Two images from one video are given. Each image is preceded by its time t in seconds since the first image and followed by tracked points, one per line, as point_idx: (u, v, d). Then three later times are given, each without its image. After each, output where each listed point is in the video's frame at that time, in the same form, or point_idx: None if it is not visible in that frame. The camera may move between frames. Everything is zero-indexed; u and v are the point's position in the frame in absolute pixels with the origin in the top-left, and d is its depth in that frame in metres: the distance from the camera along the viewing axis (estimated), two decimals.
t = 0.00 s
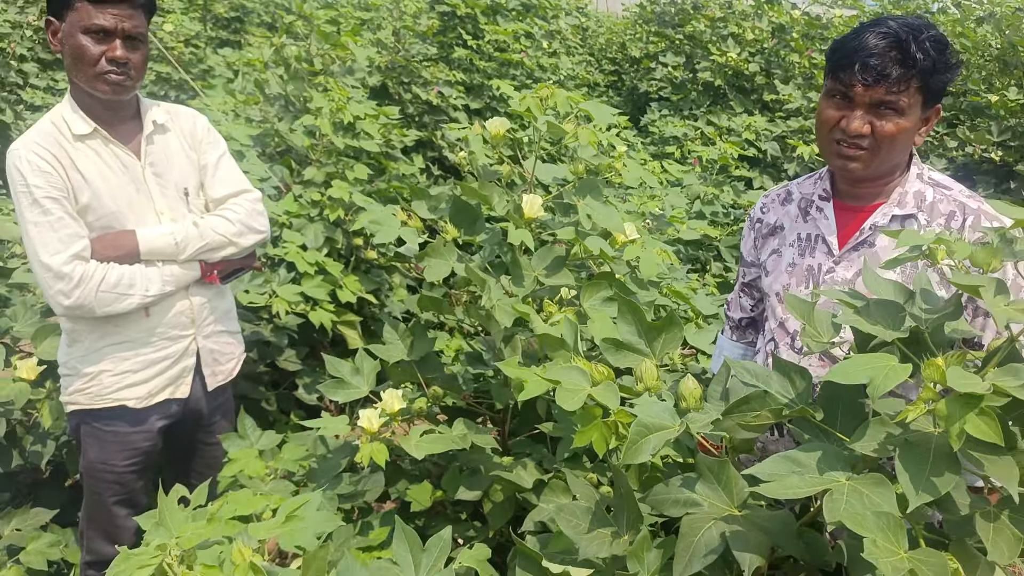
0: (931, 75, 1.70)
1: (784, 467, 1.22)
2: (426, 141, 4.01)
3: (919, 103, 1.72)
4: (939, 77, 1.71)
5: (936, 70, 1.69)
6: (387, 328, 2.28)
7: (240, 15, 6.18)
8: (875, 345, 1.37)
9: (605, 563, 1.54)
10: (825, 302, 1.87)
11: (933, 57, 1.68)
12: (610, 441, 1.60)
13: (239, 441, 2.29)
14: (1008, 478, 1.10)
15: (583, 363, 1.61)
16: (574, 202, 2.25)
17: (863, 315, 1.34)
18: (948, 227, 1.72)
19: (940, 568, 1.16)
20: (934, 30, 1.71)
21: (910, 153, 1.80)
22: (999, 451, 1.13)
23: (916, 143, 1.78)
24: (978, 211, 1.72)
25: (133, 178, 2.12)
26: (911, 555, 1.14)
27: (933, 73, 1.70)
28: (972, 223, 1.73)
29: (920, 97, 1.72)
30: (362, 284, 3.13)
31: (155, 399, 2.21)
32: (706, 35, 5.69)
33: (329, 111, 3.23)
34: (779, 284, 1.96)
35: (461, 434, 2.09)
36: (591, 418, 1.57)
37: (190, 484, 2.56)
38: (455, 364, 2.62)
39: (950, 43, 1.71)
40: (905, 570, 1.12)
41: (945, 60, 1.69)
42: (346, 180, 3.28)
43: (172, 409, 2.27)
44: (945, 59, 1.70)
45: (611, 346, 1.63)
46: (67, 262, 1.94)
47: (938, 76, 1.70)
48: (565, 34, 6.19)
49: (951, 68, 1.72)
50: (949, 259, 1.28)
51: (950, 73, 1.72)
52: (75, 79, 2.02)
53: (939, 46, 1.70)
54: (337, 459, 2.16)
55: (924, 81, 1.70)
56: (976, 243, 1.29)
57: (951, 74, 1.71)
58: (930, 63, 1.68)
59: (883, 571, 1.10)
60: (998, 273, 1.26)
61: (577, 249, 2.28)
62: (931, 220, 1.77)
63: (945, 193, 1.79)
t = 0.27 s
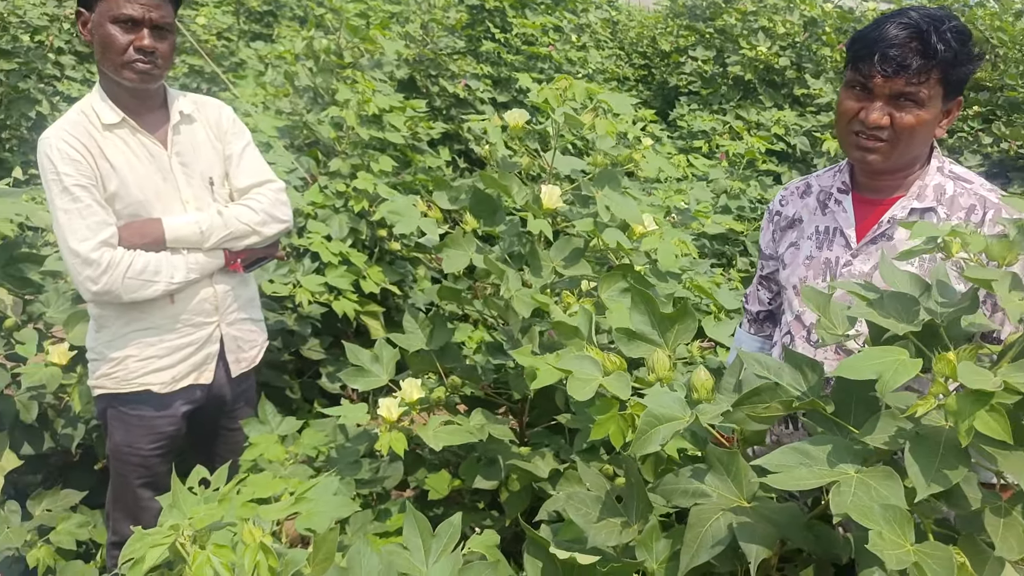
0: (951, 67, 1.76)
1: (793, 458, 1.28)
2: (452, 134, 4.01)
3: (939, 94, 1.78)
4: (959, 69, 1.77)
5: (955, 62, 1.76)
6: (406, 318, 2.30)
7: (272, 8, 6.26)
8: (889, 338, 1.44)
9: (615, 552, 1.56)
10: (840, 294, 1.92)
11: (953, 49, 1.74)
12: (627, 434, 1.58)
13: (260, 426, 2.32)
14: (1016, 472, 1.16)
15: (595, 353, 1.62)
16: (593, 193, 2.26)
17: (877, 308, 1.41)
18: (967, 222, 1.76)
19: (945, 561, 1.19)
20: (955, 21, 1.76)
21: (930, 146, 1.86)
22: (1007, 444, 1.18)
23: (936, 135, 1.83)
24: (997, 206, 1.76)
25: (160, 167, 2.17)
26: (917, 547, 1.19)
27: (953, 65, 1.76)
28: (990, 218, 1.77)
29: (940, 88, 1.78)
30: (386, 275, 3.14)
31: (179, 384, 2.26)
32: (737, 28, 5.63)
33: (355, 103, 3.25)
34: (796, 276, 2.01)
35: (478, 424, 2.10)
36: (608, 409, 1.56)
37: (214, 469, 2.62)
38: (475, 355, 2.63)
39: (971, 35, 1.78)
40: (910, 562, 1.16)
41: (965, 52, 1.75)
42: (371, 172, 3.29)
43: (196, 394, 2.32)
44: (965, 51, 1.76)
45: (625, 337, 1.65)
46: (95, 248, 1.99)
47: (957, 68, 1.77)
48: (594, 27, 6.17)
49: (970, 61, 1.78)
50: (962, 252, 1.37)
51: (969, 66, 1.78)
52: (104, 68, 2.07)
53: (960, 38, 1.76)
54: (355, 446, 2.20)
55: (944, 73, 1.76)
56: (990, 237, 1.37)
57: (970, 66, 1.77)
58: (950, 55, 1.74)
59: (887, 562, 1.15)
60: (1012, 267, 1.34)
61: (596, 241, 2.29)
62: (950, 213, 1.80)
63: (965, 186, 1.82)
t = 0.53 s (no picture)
0: (979, 60, 1.74)
1: (811, 455, 1.29)
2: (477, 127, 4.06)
3: (967, 88, 1.76)
4: (987, 62, 1.75)
5: (984, 55, 1.73)
6: (429, 311, 2.31)
7: (299, 2, 6.31)
8: (911, 335, 1.43)
9: (635, 546, 1.56)
10: (862, 290, 1.90)
11: (981, 41, 1.72)
12: (648, 428, 1.58)
13: (287, 417, 2.35)
14: None
15: (615, 348, 1.62)
16: (616, 186, 2.25)
17: (898, 305, 1.42)
18: (996, 219, 1.77)
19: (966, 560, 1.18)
20: (984, 12, 1.74)
21: (956, 140, 1.84)
22: None
23: (963, 129, 1.81)
24: None
25: (186, 162, 2.20)
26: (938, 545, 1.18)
27: (981, 58, 1.74)
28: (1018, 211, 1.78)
29: (967, 82, 1.76)
30: (410, 268, 3.14)
31: (205, 376, 2.30)
32: (765, 19, 5.57)
33: (379, 97, 3.26)
34: (818, 272, 1.99)
35: (500, 417, 2.09)
36: (628, 404, 1.56)
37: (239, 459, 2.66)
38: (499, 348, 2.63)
39: (1000, 27, 1.75)
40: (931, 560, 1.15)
41: (994, 44, 1.73)
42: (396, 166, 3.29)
43: (222, 386, 2.36)
44: (993, 44, 1.74)
45: (645, 333, 1.66)
46: (123, 242, 2.03)
47: (986, 60, 1.74)
48: (620, 20, 6.14)
49: (999, 54, 1.76)
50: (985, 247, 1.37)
51: (997, 59, 1.76)
52: (132, 63, 2.10)
53: (989, 30, 1.73)
54: (379, 438, 2.21)
55: (972, 66, 1.74)
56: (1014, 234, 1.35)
57: (999, 59, 1.75)
58: (978, 47, 1.72)
59: (908, 560, 1.14)
60: None
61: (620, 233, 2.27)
62: (977, 209, 1.80)
63: (992, 180, 1.82)
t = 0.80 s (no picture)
0: (984, 53, 1.73)
1: (816, 450, 1.29)
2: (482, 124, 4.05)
3: (972, 82, 1.75)
4: (993, 56, 1.74)
5: (990, 48, 1.73)
6: (434, 308, 2.31)
7: (303, 1, 6.32)
8: (917, 329, 1.43)
9: (639, 542, 1.56)
10: (868, 286, 1.89)
11: (987, 35, 1.71)
12: (653, 423, 1.57)
13: (293, 415, 2.36)
14: None
15: (620, 344, 1.62)
16: (621, 183, 2.25)
17: (903, 299, 1.42)
18: (1002, 212, 1.74)
19: (972, 555, 1.18)
20: (990, 6, 1.73)
21: (962, 135, 1.83)
22: None
23: (969, 123, 1.81)
24: None
25: (192, 161, 2.21)
26: (944, 540, 1.17)
27: (987, 52, 1.73)
28: None
29: (973, 76, 1.75)
30: (416, 265, 3.14)
31: (211, 374, 2.31)
32: (770, 15, 5.56)
33: (384, 95, 3.26)
34: (824, 267, 1.99)
35: (506, 413, 2.11)
36: (635, 398, 1.54)
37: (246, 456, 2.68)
38: (505, 345, 2.63)
39: (1006, 21, 1.74)
40: (937, 555, 1.15)
41: (1000, 38, 1.72)
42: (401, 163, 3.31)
43: (228, 384, 2.37)
44: (999, 37, 1.73)
45: (650, 328, 1.65)
46: (130, 241, 2.04)
47: (991, 54, 1.74)
48: (625, 16, 6.13)
49: (1004, 47, 1.75)
50: (991, 241, 1.37)
51: (1003, 52, 1.75)
52: (138, 62, 2.11)
53: (995, 24, 1.72)
54: (385, 435, 2.22)
55: (978, 60, 1.74)
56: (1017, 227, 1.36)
57: (1005, 52, 1.74)
58: (984, 40, 1.71)
59: (915, 556, 1.13)
60: None
61: (625, 230, 2.27)
62: (984, 203, 1.79)
63: (1000, 174, 1.80)
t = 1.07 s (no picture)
0: (946, 54, 1.75)
1: (786, 450, 1.30)
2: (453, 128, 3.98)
3: (934, 82, 1.78)
4: (954, 57, 1.76)
5: (951, 49, 1.75)
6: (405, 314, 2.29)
7: (271, 5, 6.26)
8: (883, 328, 1.44)
9: (613, 545, 1.56)
10: (835, 285, 1.91)
11: (948, 36, 1.73)
12: (626, 426, 1.58)
13: (262, 423, 2.32)
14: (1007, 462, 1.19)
15: (591, 348, 1.62)
16: (591, 186, 2.23)
17: (869, 298, 1.43)
18: (965, 211, 1.77)
19: (940, 552, 1.19)
20: (950, 7, 1.75)
21: (926, 135, 1.86)
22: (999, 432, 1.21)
23: (933, 123, 1.83)
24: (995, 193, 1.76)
25: (156, 167, 2.17)
26: (912, 538, 1.19)
27: (948, 53, 1.75)
28: (988, 205, 1.78)
29: (935, 76, 1.77)
30: (387, 270, 3.13)
31: (179, 384, 2.28)
32: (737, 17, 5.61)
33: (353, 98, 3.24)
34: (792, 267, 2.01)
35: (478, 417, 2.09)
36: (607, 402, 1.56)
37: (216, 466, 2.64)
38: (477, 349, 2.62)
39: (966, 22, 1.77)
40: (905, 553, 1.16)
41: (961, 39, 1.75)
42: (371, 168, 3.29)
43: (197, 393, 2.34)
44: (960, 38, 1.76)
45: (620, 331, 1.66)
46: (93, 249, 2.00)
47: (953, 55, 1.76)
48: (594, 19, 6.15)
49: (966, 48, 1.77)
50: (954, 240, 1.39)
51: (965, 53, 1.78)
52: (98, 68, 2.07)
53: (956, 25, 1.75)
54: (357, 442, 2.20)
55: (939, 61, 1.76)
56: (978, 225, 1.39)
57: (966, 53, 1.77)
58: (945, 41, 1.74)
59: (883, 554, 1.15)
60: (1005, 253, 1.36)
61: (596, 233, 2.27)
62: (948, 202, 1.81)
63: (963, 173, 1.82)
